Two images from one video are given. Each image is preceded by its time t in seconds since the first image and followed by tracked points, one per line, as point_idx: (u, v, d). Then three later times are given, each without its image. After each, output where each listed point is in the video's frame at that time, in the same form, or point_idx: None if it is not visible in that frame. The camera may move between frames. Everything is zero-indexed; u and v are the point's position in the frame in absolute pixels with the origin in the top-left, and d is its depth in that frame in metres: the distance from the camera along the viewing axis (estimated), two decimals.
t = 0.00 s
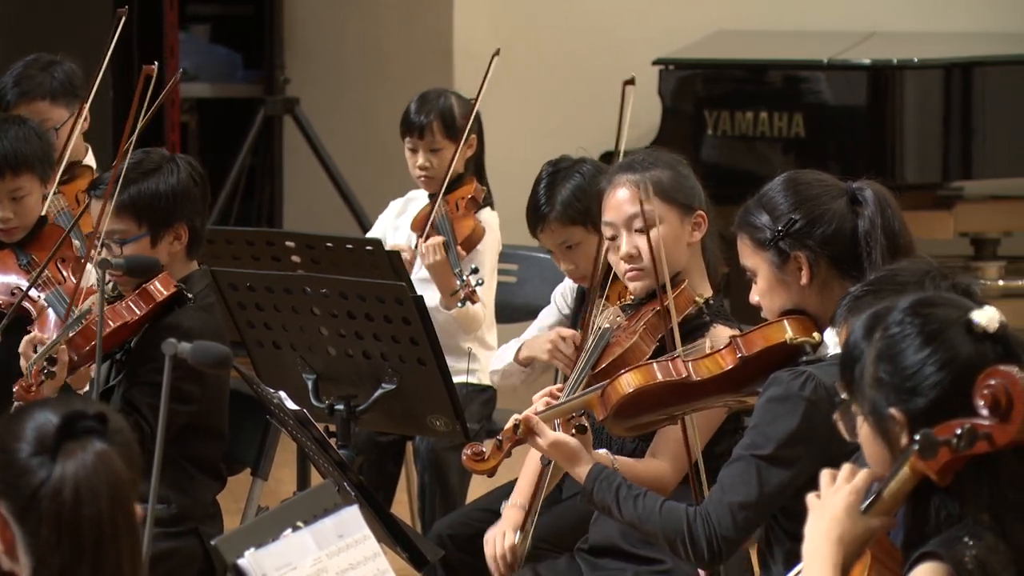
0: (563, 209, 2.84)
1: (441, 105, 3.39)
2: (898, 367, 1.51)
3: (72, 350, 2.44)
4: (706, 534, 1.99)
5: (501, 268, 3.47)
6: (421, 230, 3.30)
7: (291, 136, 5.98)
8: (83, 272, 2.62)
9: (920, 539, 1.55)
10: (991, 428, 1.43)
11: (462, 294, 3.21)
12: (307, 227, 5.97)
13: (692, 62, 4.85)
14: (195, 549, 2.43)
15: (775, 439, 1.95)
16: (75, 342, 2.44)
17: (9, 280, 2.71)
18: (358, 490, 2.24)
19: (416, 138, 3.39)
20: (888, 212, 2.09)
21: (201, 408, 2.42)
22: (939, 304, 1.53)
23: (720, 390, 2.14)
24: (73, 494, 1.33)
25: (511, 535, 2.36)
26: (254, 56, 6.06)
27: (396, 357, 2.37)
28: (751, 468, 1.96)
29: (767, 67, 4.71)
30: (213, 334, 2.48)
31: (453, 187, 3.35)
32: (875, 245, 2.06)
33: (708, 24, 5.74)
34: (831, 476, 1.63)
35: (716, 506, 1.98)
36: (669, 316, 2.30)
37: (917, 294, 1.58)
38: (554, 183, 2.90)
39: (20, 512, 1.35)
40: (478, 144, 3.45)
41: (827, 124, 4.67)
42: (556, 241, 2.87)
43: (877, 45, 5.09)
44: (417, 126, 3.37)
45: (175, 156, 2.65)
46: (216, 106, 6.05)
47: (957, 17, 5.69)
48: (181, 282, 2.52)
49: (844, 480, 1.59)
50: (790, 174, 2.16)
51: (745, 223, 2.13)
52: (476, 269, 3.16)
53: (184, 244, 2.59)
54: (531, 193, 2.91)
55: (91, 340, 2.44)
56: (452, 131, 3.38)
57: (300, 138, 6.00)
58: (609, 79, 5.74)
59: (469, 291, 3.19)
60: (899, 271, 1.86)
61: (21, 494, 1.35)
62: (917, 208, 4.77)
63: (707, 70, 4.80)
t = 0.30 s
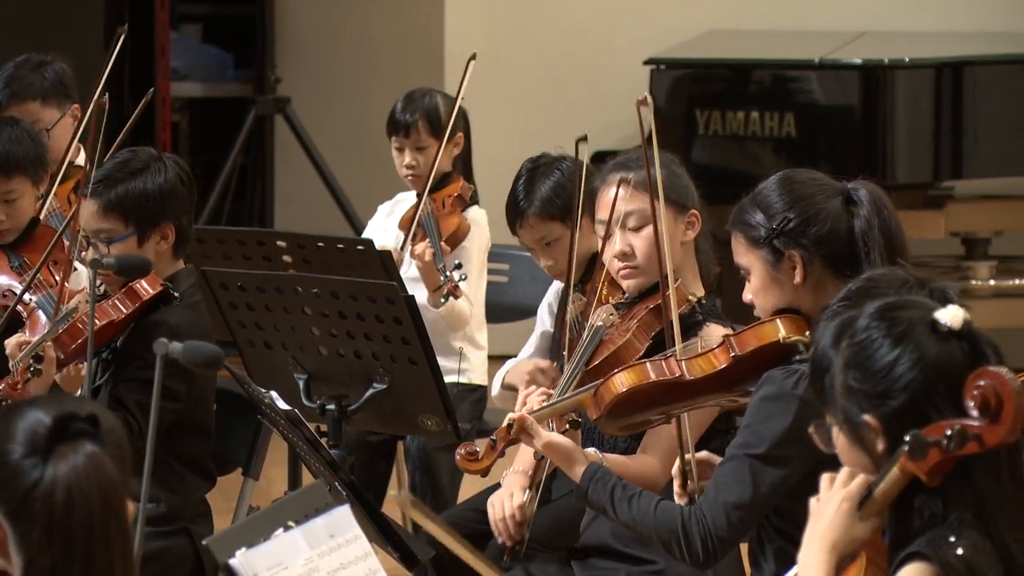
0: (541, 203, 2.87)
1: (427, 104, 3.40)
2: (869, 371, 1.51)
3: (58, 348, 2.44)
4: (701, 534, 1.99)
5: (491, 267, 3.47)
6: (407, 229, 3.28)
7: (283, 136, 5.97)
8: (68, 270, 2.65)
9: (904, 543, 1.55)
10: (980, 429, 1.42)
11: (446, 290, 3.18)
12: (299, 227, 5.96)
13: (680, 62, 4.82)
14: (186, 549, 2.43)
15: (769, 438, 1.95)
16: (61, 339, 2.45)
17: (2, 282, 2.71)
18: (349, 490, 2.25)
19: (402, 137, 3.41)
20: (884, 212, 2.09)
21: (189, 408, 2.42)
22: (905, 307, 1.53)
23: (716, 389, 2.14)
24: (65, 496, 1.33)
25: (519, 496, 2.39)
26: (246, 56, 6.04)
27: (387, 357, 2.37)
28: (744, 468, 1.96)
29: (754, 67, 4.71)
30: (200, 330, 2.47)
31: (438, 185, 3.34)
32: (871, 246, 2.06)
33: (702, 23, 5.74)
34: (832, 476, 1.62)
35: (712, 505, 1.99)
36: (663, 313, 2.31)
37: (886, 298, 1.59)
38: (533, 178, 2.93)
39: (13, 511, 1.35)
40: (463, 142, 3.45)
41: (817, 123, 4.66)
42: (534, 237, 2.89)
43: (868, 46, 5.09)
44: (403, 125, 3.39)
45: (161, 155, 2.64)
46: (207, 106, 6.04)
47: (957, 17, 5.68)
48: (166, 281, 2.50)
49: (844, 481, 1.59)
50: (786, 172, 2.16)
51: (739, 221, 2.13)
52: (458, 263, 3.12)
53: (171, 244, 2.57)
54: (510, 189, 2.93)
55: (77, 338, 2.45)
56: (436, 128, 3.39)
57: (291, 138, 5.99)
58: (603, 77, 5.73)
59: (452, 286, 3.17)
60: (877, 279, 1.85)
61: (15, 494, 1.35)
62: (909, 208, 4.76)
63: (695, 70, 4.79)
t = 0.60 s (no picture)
0: (549, 184, 2.81)
1: (417, 102, 3.40)
2: (873, 367, 1.52)
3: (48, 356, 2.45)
4: (690, 537, 1.99)
5: (483, 267, 3.47)
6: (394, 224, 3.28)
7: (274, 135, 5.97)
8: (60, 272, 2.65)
9: (892, 543, 1.55)
10: (970, 428, 1.42)
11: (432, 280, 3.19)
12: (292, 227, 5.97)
13: (671, 62, 4.82)
14: (177, 549, 2.43)
15: (757, 440, 1.95)
16: (51, 348, 2.45)
17: None
18: (340, 489, 2.24)
19: (392, 133, 3.40)
20: (873, 212, 2.09)
21: (181, 407, 2.42)
22: (915, 304, 1.53)
23: (707, 389, 2.13)
24: (55, 495, 1.32)
25: (496, 540, 2.37)
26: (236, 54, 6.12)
27: (378, 356, 2.37)
28: (732, 469, 1.96)
29: (744, 66, 4.68)
30: (188, 328, 2.48)
31: (428, 180, 3.33)
32: (860, 246, 2.07)
33: (698, 23, 5.73)
34: (824, 478, 1.62)
35: (699, 507, 1.99)
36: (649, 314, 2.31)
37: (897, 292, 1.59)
38: (544, 158, 2.87)
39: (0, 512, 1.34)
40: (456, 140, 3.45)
41: (808, 123, 4.64)
42: (535, 215, 2.85)
43: (858, 45, 5.07)
44: (392, 122, 3.38)
45: (143, 156, 2.65)
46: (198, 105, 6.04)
47: (956, 17, 5.66)
48: (151, 282, 2.50)
49: (829, 488, 1.58)
50: (775, 171, 2.16)
51: (728, 221, 2.13)
52: (444, 254, 3.12)
53: (155, 245, 2.56)
54: (519, 165, 2.89)
55: (67, 345, 2.45)
56: (426, 126, 3.39)
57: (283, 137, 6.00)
58: (599, 77, 5.73)
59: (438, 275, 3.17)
60: (888, 272, 1.86)
61: (4, 492, 1.34)
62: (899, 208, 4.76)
63: (687, 69, 4.79)
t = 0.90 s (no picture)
0: (531, 191, 2.78)
1: (405, 106, 3.38)
2: (864, 368, 1.52)
3: (38, 359, 2.45)
4: (684, 538, 2.00)
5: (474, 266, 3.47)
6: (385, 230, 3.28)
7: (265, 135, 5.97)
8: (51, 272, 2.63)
9: (887, 545, 1.55)
10: (963, 429, 1.42)
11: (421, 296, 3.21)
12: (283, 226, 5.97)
13: (661, 62, 4.81)
14: (166, 547, 2.44)
15: (749, 441, 1.95)
16: (42, 350, 2.44)
17: None
18: (331, 488, 2.25)
19: (382, 138, 3.39)
20: (861, 211, 2.09)
21: (169, 405, 2.42)
22: (905, 304, 1.53)
23: (697, 391, 2.14)
24: (48, 496, 1.32)
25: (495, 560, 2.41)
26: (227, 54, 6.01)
27: (370, 356, 2.37)
28: (724, 471, 1.96)
29: (736, 65, 4.67)
30: (174, 327, 2.48)
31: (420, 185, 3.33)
32: (848, 246, 2.06)
33: (693, 22, 5.73)
34: (813, 488, 1.59)
35: (692, 509, 1.99)
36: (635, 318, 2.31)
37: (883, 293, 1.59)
38: (535, 162, 2.85)
39: None
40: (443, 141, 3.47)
41: (798, 123, 4.64)
42: (521, 220, 2.83)
43: (850, 45, 5.06)
44: (381, 126, 3.37)
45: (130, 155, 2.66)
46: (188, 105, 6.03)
47: (955, 17, 5.66)
48: (139, 281, 2.51)
49: (826, 494, 1.55)
50: (764, 171, 2.16)
51: (717, 221, 2.13)
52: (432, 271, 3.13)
53: (142, 244, 2.59)
54: (510, 168, 2.87)
55: (57, 347, 2.44)
56: (416, 131, 3.38)
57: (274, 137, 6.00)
58: (593, 76, 5.73)
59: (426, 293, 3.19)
60: (877, 273, 1.85)
61: None
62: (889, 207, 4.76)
63: (680, 69, 4.77)
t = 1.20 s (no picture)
0: (517, 195, 2.79)
1: (399, 105, 3.38)
2: (847, 368, 1.52)
3: (21, 354, 2.44)
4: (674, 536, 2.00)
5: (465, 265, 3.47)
6: (377, 228, 3.30)
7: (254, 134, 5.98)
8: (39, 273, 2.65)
9: (878, 543, 1.55)
10: (952, 427, 1.43)
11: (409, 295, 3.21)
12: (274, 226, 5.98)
13: (654, 62, 4.78)
14: (157, 547, 2.44)
15: (741, 439, 1.95)
16: (25, 346, 2.44)
17: None
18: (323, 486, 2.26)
19: (375, 136, 3.40)
20: (852, 210, 2.09)
21: (157, 403, 2.43)
22: (885, 304, 1.54)
23: (688, 390, 2.15)
24: (39, 494, 1.31)
25: (474, 546, 2.41)
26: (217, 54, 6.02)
27: (360, 355, 2.37)
28: (715, 470, 1.96)
29: (727, 64, 4.66)
30: (161, 326, 2.48)
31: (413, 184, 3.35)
32: (839, 244, 2.06)
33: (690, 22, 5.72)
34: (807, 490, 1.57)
35: (683, 507, 1.99)
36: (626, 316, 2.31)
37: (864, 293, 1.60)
38: (517, 167, 2.87)
39: None
40: (437, 139, 3.46)
41: (788, 121, 4.64)
42: (506, 228, 2.83)
43: (841, 44, 5.05)
44: (376, 124, 3.38)
45: (119, 154, 2.66)
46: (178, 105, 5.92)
47: (954, 18, 5.65)
48: (127, 278, 2.51)
49: (814, 496, 1.53)
50: (753, 171, 2.16)
51: (707, 220, 2.14)
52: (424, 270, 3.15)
53: (130, 243, 2.58)
54: (493, 175, 2.88)
55: (41, 343, 2.44)
56: (409, 130, 3.38)
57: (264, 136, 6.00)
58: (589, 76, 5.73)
59: (415, 292, 3.20)
60: (867, 273, 1.86)
61: None
62: (878, 207, 4.77)
63: (671, 68, 4.76)
